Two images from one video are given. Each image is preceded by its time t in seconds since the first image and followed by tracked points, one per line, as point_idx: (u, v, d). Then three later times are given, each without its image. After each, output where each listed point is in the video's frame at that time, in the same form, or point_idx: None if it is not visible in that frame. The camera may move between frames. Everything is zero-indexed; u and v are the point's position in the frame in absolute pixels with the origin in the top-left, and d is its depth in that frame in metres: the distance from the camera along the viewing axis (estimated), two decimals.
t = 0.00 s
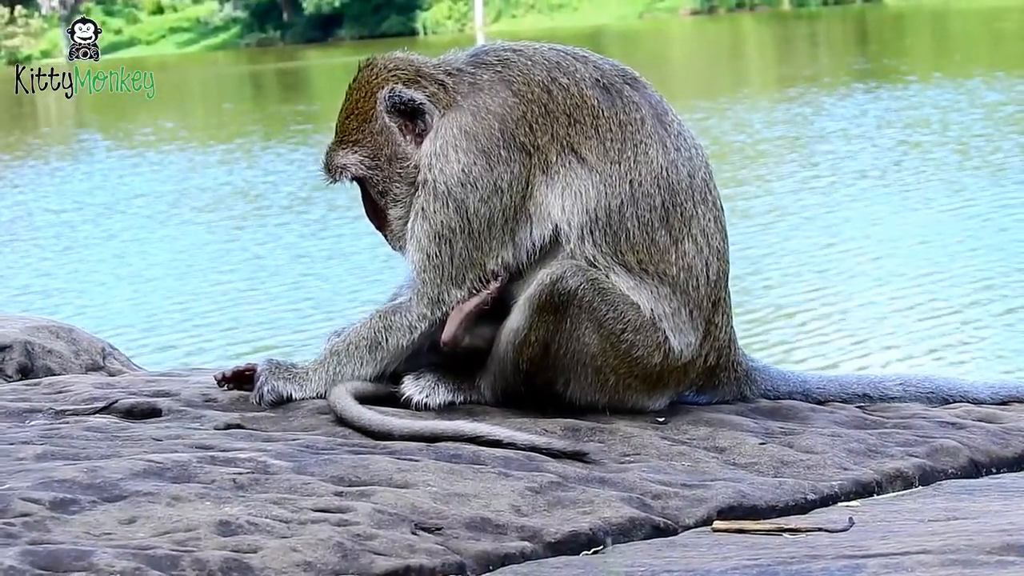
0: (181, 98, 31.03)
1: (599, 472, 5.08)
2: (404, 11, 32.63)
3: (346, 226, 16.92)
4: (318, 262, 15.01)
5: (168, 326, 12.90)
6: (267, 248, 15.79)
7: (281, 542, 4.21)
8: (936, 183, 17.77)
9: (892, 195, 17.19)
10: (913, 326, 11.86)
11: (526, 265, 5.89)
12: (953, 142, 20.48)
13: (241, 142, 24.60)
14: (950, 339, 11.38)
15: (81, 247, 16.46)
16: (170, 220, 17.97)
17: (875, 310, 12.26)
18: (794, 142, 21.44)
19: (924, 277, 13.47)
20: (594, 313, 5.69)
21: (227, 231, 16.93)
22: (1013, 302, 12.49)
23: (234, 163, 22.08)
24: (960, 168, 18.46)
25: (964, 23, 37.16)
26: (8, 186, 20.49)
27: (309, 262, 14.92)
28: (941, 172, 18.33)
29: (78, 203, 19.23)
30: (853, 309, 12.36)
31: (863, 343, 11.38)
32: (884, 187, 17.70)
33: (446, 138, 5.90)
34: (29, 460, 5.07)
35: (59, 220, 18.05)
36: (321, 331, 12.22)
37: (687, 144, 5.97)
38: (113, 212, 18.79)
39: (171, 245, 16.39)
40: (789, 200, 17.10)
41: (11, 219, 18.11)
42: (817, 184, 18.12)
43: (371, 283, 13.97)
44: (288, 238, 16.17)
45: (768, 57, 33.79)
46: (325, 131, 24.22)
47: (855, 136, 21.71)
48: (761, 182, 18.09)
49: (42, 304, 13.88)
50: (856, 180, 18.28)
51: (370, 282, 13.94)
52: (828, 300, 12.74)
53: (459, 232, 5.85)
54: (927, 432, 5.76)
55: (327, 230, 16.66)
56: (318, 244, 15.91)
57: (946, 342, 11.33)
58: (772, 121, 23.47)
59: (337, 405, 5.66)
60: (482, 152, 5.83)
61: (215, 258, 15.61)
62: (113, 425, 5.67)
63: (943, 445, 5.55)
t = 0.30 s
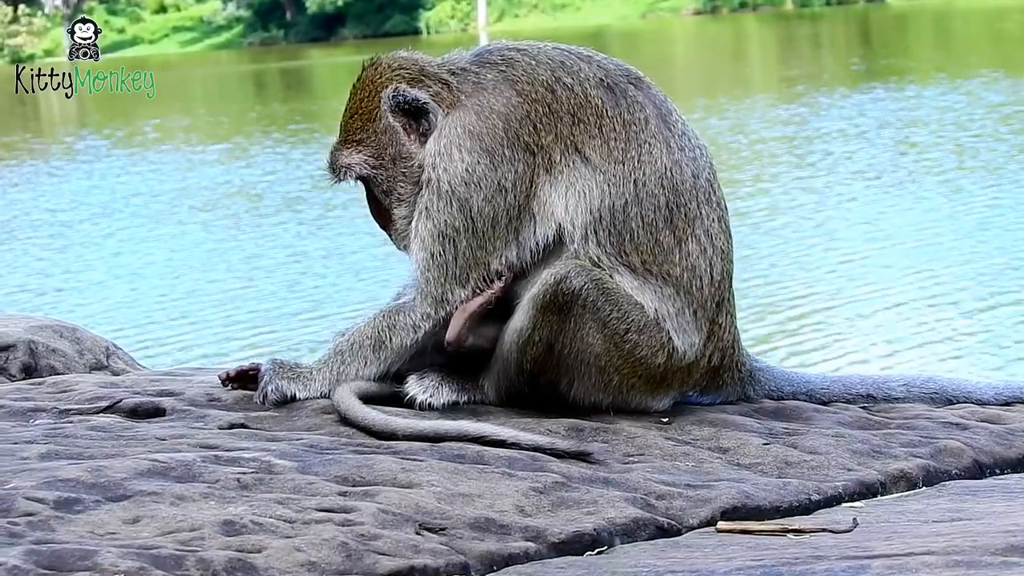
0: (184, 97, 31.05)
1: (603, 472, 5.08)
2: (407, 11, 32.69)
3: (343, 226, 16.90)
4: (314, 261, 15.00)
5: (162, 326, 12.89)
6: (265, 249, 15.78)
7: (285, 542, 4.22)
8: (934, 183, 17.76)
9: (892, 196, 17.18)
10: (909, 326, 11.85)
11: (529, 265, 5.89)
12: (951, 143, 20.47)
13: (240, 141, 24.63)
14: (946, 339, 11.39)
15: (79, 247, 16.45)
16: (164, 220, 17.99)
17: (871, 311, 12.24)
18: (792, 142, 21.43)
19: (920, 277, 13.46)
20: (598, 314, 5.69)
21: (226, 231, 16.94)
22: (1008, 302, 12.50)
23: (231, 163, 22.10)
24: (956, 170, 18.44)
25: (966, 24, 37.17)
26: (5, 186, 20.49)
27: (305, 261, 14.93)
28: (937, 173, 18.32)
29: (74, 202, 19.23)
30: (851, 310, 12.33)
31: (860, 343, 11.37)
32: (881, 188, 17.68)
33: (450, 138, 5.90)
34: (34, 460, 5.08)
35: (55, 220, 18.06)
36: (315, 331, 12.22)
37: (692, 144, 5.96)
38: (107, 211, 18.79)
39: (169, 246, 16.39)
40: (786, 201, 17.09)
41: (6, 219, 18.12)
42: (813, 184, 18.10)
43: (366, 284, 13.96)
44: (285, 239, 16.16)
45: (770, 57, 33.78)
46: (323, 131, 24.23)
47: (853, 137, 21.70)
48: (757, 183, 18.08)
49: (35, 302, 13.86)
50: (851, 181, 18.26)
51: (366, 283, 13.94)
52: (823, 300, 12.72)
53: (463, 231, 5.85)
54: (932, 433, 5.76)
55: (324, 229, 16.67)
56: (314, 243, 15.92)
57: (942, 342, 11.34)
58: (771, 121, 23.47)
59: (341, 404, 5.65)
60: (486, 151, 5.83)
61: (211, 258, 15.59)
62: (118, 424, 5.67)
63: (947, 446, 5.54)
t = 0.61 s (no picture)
0: (186, 99, 31.06)
1: (608, 474, 5.08)
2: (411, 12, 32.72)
3: (340, 227, 16.93)
4: (311, 262, 15.04)
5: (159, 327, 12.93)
6: (261, 252, 15.79)
7: (291, 543, 4.22)
8: (932, 185, 17.77)
9: (892, 199, 17.16)
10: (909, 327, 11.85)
11: (535, 267, 5.89)
12: (949, 144, 20.48)
13: (240, 142, 24.68)
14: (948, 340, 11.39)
15: (75, 248, 16.50)
16: (161, 222, 18.07)
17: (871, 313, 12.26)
18: (790, 143, 21.46)
19: (918, 280, 13.47)
20: (602, 316, 5.69)
21: (225, 234, 16.97)
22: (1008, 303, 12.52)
23: (229, 164, 22.16)
24: (954, 172, 18.43)
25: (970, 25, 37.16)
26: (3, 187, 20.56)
27: (303, 262, 14.97)
28: (935, 175, 18.33)
29: (72, 203, 19.30)
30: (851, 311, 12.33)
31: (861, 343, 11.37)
32: (878, 189, 17.69)
33: (456, 140, 5.90)
34: (39, 461, 5.09)
35: (52, 221, 18.14)
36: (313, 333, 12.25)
37: (697, 146, 5.97)
38: (105, 212, 18.87)
39: (166, 248, 16.43)
40: (785, 202, 17.09)
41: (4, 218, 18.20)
42: (811, 185, 18.12)
43: (364, 285, 14.00)
44: (283, 240, 16.20)
45: (775, 58, 33.75)
46: (321, 131, 24.28)
47: (851, 138, 21.73)
48: (755, 184, 18.10)
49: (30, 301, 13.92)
50: (849, 182, 18.29)
51: (365, 284, 13.96)
52: (823, 303, 12.72)
53: (469, 233, 5.86)
54: (936, 434, 5.76)
55: (323, 230, 16.71)
56: (313, 244, 15.97)
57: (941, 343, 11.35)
58: (770, 122, 23.47)
59: (346, 406, 5.66)
60: (492, 154, 5.83)
61: (209, 260, 15.62)
62: (124, 425, 5.68)
63: (952, 448, 5.54)
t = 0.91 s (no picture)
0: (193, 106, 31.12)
1: (616, 473, 5.08)
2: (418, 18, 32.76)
3: (341, 234, 16.96)
4: (312, 267, 15.07)
5: (160, 334, 12.96)
6: (264, 260, 15.82)
7: (299, 540, 4.23)
8: (933, 192, 17.78)
9: (897, 206, 17.15)
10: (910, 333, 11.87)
11: (543, 267, 5.89)
12: (950, 151, 20.48)
13: (244, 149, 24.76)
14: (948, 346, 11.41)
15: (77, 255, 16.55)
16: (160, 228, 18.15)
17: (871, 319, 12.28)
18: (792, 150, 21.48)
19: (919, 287, 13.46)
20: (610, 315, 5.70)
21: (228, 242, 17.02)
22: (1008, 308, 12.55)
23: (230, 172, 22.22)
24: (957, 180, 18.39)
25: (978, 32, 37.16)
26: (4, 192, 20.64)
27: (305, 268, 15.00)
28: (938, 182, 18.33)
29: (72, 211, 19.37)
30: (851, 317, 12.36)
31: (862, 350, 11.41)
32: (878, 197, 17.70)
33: (464, 140, 5.91)
34: (47, 459, 5.09)
35: (52, 228, 18.22)
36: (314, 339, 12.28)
37: (705, 146, 5.97)
38: (105, 219, 18.93)
39: (169, 254, 16.47)
40: (786, 210, 17.11)
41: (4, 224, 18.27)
42: (813, 192, 18.15)
43: (366, 291, 14.04)
44: (285, 245, 16.24)
45: (782, 66, 33.74)
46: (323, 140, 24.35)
47: (855, 146, 21.75)
48: (757, 191, 18.13)
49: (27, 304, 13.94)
50: (851, 190, 18.32)
51: (366, 290, 13.99)
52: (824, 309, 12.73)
53: (477, 233, 5.86)
54: (944, 434, 5.76)
55: (325, 237, 16.76)
56: (314, 251, 16.01)
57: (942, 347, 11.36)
58: (771, 129, 23.49)
59: (353, 405, 5.67)
60: (500, 153, 5.84)
61: (211, 267, 15.66)
62: (131, 424, 5.69)
63: (959, 447, 5.54)
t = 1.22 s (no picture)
0: (198, 109, 31.17)
1: (623, 467, 5.07)
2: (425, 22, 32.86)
3: (343, 237, 17.00)
4: (313, 272, 15.10)
5: (158, 336, 13.00)
6: (266, 264, 15.86)
7: (305, 531, 4.21)
8: (935, 197, 17.78)
9: (903, 212, 17.15)
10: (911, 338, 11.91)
11: (549, 261, 5.89)
12: (950, 157, 20.51)
13: (247, 152, 24.90)
14: (949, 353, 11.43)
15: (79, 259, 16.61)
16: (159, 231, 18.25)
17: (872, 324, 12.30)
18: (793, 156, 21.52)
19: (921, 292, 13.49)
20: (617, 309, 5.69)
21: (231, 245, 17.05)
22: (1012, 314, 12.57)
23: (232, 176, 22.30)
24: (961, 185, 18.39)
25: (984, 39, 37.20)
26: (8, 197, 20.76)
27: (305, 272, 15.07)
28: (937, 187, 18.39)
29: (73, 214, 19.47)
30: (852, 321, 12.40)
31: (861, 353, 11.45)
32: (881, 202, 17.72)
33: (471, 133, 5.90)
34: (52, 450, 5.08)
35: (52, 231, 18.33)
36: (313, 343, 12.30)
37: (713, 140, 5.96)
38: (107, 221, 19.07)
39: (171, 258, 16.50)
40: (787, 215, 17.18)
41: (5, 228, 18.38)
42: (813, 198, 18.22)
43: (364, 294, 14.12)
44: (286, 250, 16.28)
45: (789, 71, 33.75)
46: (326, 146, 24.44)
47: (854, 151, 21.84)
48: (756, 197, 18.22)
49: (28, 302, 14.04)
50: (852, 195, 18.39)
51: (367, 294, 14.02)
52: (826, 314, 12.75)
53: (483, 226, 5.85)
54: (951, 431, 5.74)
55: (327, 241, 16.80)
56: (316, 254, 16.06)
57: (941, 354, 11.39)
58: (774, 135, 23.51)
59: (360, 398, 5.65)
60: (507, 147, 5.83)
61: (211, 271, 15.70)
62: (137, 417, 5.68)
63: (967, 444, 5.52)
